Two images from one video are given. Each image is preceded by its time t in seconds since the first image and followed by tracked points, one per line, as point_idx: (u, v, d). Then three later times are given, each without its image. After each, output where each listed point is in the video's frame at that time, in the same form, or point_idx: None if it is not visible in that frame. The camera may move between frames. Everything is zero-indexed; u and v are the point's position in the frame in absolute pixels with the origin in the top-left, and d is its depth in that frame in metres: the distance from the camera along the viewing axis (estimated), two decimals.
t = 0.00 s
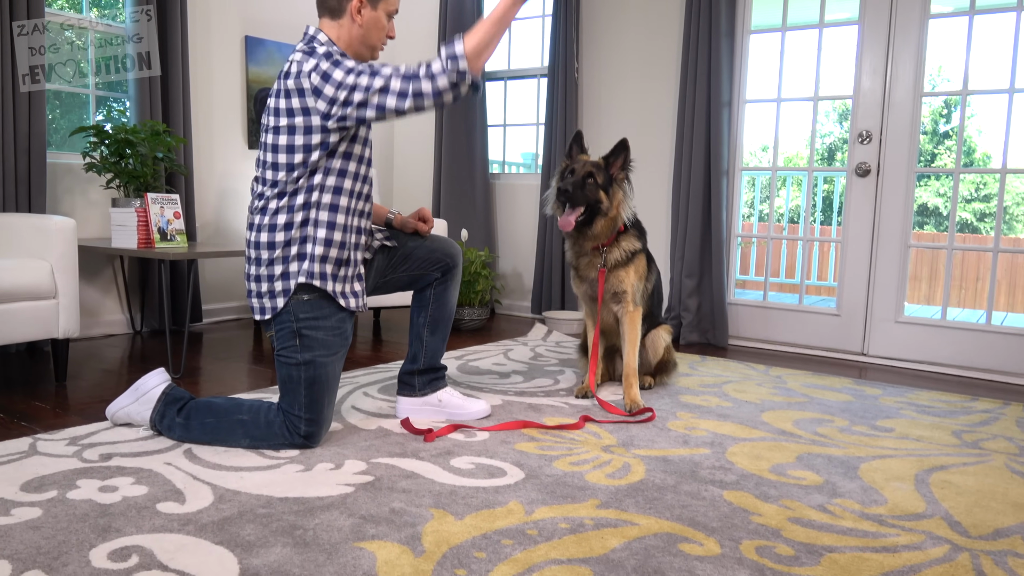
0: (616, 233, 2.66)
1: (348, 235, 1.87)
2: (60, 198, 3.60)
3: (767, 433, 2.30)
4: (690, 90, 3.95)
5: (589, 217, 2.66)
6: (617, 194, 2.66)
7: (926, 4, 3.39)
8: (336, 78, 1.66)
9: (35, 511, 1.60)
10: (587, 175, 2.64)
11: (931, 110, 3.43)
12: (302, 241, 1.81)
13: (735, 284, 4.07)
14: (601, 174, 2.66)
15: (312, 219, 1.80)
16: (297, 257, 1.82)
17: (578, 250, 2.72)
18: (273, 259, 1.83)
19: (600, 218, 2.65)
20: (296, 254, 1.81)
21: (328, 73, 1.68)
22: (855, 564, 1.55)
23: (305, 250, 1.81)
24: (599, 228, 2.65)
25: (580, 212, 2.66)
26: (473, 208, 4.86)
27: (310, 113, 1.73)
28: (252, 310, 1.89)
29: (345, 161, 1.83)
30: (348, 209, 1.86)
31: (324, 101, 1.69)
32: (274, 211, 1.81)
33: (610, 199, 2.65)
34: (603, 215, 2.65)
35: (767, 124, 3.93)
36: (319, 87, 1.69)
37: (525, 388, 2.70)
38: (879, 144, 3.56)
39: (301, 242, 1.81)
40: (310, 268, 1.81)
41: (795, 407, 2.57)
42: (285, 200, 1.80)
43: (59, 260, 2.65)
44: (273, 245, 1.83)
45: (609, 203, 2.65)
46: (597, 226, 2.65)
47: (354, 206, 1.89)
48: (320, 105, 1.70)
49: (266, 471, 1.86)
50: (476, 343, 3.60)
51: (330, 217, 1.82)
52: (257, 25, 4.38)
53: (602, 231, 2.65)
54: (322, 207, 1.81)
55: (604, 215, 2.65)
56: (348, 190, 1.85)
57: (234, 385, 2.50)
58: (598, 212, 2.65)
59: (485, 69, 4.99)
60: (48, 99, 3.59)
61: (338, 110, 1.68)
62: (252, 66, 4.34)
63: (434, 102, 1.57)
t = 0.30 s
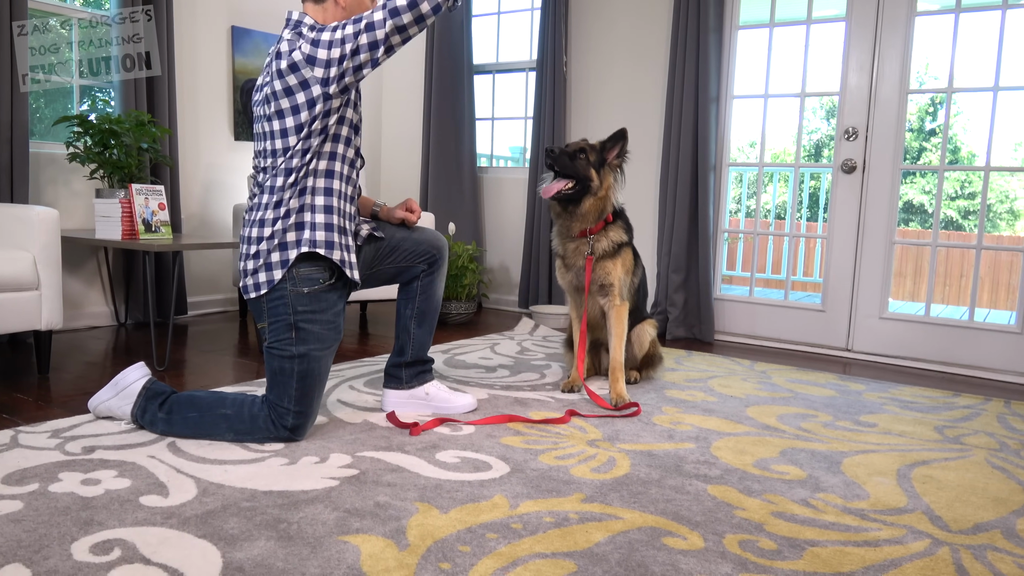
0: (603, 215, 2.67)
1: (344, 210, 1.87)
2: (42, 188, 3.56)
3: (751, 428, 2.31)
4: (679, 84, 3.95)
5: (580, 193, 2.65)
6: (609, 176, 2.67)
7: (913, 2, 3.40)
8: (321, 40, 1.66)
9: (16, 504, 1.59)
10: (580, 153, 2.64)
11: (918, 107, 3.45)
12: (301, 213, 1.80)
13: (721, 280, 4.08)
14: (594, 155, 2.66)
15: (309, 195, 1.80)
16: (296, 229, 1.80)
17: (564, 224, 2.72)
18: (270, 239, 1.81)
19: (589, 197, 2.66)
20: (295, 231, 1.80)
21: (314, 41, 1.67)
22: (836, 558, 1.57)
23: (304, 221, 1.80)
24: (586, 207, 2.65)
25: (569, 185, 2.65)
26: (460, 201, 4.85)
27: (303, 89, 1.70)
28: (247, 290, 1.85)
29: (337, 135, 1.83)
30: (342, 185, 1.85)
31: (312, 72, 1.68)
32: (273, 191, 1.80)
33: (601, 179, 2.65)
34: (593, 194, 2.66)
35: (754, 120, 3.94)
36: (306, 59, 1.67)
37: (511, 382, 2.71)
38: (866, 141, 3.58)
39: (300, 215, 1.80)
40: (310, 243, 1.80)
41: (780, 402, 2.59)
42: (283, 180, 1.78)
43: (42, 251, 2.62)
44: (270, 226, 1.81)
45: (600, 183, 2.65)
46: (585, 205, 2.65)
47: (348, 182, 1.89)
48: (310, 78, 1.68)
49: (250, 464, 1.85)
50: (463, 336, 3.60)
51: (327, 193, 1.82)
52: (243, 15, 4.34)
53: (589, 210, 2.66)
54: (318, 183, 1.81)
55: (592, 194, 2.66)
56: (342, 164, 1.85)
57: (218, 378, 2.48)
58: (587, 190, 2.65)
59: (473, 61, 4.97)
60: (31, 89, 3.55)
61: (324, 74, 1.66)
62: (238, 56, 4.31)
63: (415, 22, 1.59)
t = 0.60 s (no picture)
0: (601, 212, 2.69)
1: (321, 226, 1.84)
2: (31, 185, 3.54)
3: (742, 428, 2.32)
4: (671, 85, 3.96)
5: (575, 193, 2.69)
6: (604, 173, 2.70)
7: (904, 5, 3.42)
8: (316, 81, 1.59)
9: (2, 503, 1.58)
10: (572, 155, 2.69)
11: (909, 110, 3.47)
12: (274, 238, 1.78)
13: (712, 280, 4.09)
14: (586, 154, 2.69)
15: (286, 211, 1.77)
16: (267, 250, 1.78)
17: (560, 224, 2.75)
18: (239, 248, 1.79)
19: (584, 195, 2.69)
20: (267, 254, 1.78)
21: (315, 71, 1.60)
22: (825, 557, 1.57)
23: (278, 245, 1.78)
24: (584, 205, 2.68)
25: (563, 186, 2.69)
26: (452, 201, 4.84)
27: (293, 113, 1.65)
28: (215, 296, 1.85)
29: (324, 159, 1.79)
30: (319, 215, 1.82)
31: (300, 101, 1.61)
32: (251, 206, 1.77)
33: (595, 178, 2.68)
34: (589, 192, 2.68)
35: (746, 122, 3.96)
36: (302, 82, 1.60)
37: (502, 381, 2.70)
38: (856, 142, 3.59)
39: (273, 238, 1.78)
40: (278, 260, 1.78)
41: (771, 402, 2.59)
42: (260, 189, 1.77)
43: (30, 248, 2.60)
44: (247, 234, 1.78)
45: (594, 181, 2.68)
46: (580, 203, 2.68)
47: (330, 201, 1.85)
48: (297, 101, 1.61)
49: (239, 463, 1.84)
50: (454, 336, 3.60)
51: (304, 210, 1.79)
52: (234, 13, 4.32)
53: (586, 208, 2.68)
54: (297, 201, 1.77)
55: (588, 192, 2.68)
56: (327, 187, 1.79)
57: (208, 377, 2.47)
58: (582, 189, 2.69)
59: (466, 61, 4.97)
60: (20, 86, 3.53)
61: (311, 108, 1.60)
62: (230, 54, 4.29)
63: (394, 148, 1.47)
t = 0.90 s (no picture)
0: (592, 216, 2.68)
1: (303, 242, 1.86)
2: (22, 183, 3.52)
3: (735, 426, 2.32)
4: (664, 85, 3.97)
5: (563, 200, 2.70)
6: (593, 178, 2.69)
7: (896, 6, 3.44)
8: (291, 120, 1.64)
9: None
10: (558, 161, 2.69)
11: (901, 111, 3.48)
12: (254, 250, 1.79)
13: (706, 280, 4.10)
14: (572, 160, 2.69)
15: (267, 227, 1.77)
16: (246, 261, 1.80)
17: (548, 229, 2.75)
18: (220, 256, 1.80)
19: (574, 201, 2.69)
20: (246, 266, 1.79)
21: (297, 106, 1.65)
22: (818, 555, 1.58)
23: (257, 257, 1.79)
24: (573, 210, 2.68)
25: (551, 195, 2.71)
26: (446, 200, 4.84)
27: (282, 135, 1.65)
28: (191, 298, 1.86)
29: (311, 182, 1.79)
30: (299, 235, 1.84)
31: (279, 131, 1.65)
32: (234, 213, 1.77)
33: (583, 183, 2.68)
34: (577, 197, 2.68)
35: (739, 122, 3.97)
36: (285, 111, 1.65)
37: (495, 380, 2.70)
38: (849, 142, 3.61)
39: (253, 250, 1.79)
40: (258, 272, 1.80)
41: (763, 401, 2.60)
42: (242, 200, 1.77)
43: (21, 246, 2.58)
44: (231, 244, 1.79)
45: (581, 186, 2.67)
46: (569, 207, 2.68)
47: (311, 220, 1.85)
48: (282, 130, 1.64)
49: (232, 462, 1.84)
50: (447, 335, 3.60)
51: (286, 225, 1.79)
52: (227, 11, 4.31)
53: (576, 212, 2.68)
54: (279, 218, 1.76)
55: (576, 198, 2.68)
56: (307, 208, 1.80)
57: (200, 376, 2.46)
58: (570, 194, 2.69)
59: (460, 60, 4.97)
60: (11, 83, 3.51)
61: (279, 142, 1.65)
62: (222, 52, 4.28)
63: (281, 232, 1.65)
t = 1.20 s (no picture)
0: (575, 212, 2.66)
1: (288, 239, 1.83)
2: (13, 183, 3.50)
3: (729, 422, 2.33)
4: (656, 83, 3.98)
5: (545, 194, 2.66)
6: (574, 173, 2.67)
7: (887, 4, 3.45)
8: (266, 116, 1.65)
9: None
10: (539, 156, 2.65)
11: (893, 109, 3.50)
12: (238, 247, 1.79)
13: (699, 277, 4.12)
14: (553, 155, 2.67)
15: (249, 225, 1.76)
16: (231, 259, 1.79)
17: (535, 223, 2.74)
18: (205, 254, 1.81)
19: (554, 198, 2.67)
20: (230, 263, 1.79)
21: (274, 103, 1.65)
22: (811, 549, 1.59)
23: (240, 255, 1.79)
24: (556, 206, 2.67)
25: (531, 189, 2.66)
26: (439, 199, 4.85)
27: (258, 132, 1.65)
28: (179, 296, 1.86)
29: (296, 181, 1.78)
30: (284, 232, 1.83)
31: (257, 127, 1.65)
32: (216, 211, 1.78)
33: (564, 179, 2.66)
34: (559, 194, 2.66)
35: (731, 121, 3.98)
36: (260, 108, 1.65)
37: (489, 378, 2.71)
38: (841, 139, 3.63)
39: (236, 248, 1.79)
40: (241, 270, 1.79)
41: (756, 397, 2.61)
42: (224, 197, 1.77)
43: (12, 246, 2.56)
44: (214, 241, 1.79)
45: (562, 183, 2.66)
46: (551, 204, 2.66)
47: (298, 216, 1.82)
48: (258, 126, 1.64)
49: (224, 460, 1.83)
50: (442, 334, 3.60)
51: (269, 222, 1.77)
52: (219, 9, 4.30)
53: (560, 209, 2.66)
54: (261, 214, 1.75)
55: (557, 194, 2.67)
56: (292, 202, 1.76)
57: (192, 375, 2.45)
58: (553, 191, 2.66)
59: (453, 58, 4.98)
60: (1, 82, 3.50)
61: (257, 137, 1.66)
62: (214, 51, 4.28)
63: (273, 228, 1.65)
